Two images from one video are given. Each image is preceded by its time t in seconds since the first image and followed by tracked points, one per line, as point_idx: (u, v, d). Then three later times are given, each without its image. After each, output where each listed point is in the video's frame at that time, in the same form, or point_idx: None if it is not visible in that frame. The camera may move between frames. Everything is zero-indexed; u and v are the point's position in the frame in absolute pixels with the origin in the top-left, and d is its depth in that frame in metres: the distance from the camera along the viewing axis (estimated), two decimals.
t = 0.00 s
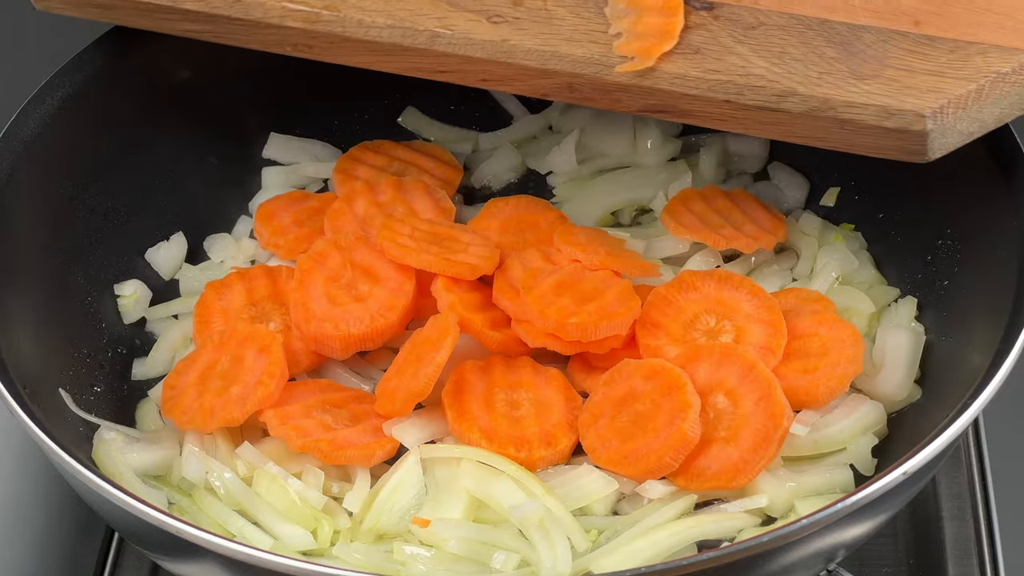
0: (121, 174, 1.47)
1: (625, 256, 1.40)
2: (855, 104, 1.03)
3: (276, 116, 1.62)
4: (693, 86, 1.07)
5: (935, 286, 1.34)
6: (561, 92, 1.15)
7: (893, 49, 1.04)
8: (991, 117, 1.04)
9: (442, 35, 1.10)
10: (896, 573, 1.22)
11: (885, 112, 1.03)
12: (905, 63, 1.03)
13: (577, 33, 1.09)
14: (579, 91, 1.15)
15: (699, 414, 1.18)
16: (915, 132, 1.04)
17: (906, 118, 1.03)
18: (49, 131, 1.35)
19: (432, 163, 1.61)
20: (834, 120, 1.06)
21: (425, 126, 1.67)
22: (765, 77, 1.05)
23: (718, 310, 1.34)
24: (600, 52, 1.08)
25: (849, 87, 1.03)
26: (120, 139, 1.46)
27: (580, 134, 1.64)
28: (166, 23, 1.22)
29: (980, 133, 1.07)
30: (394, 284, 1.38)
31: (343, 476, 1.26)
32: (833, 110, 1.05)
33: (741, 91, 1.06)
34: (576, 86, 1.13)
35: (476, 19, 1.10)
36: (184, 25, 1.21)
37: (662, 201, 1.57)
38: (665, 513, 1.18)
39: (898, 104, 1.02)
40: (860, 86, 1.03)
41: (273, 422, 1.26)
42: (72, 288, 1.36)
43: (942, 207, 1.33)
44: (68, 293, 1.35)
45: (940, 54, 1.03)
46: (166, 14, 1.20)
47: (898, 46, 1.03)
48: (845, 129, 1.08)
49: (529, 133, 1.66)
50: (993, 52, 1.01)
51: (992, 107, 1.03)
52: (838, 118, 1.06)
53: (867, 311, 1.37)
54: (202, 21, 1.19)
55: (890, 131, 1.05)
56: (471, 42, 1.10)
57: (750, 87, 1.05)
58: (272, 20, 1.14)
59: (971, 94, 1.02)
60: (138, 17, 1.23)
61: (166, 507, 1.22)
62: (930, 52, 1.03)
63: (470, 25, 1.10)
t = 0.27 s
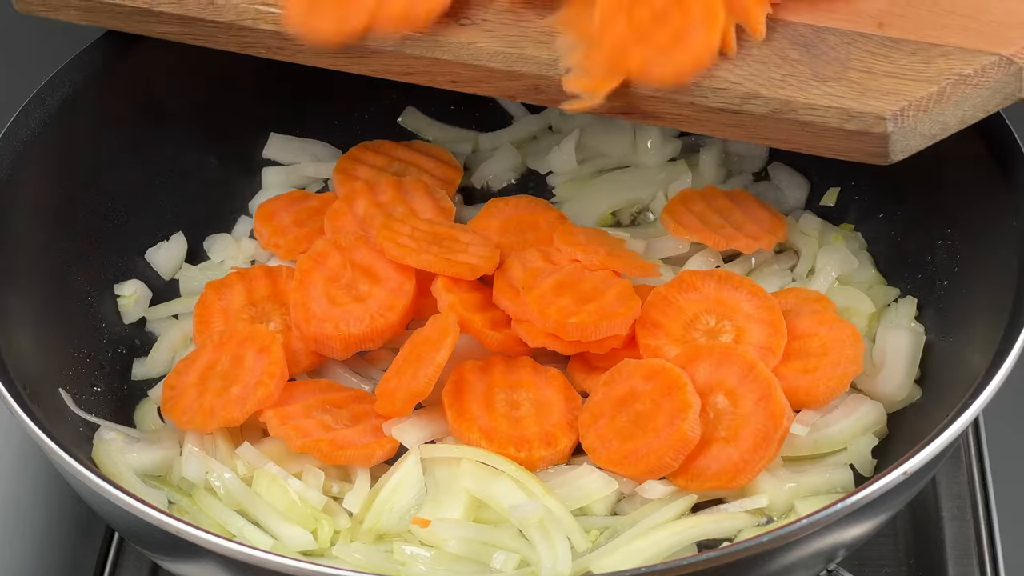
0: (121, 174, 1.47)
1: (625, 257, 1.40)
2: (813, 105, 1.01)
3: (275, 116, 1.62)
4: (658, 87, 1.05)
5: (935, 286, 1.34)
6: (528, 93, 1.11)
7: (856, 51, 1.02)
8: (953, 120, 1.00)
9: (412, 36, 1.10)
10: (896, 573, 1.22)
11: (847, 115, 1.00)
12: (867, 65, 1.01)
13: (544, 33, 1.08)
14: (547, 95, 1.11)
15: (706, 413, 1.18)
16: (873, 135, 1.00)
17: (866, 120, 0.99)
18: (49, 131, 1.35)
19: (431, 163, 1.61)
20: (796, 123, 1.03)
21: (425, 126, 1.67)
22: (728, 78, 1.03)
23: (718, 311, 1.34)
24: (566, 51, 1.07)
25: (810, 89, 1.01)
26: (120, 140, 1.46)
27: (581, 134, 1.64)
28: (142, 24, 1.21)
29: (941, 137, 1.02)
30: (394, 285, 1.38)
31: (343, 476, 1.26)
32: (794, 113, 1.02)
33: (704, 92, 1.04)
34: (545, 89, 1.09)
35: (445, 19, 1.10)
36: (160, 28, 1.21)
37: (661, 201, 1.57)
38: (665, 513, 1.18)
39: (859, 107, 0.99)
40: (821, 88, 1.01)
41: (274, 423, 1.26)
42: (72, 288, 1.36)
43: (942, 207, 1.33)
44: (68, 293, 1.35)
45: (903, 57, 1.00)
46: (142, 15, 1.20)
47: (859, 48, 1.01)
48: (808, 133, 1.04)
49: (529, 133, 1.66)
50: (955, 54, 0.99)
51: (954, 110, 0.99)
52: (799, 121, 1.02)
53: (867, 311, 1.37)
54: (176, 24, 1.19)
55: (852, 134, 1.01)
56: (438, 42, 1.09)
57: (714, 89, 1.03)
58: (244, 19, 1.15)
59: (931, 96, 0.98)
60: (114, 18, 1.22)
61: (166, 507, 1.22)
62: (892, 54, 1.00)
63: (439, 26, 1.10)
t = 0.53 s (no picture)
0: (121, 175, 1.47)
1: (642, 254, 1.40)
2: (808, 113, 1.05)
3: (275, 117, 1.63)
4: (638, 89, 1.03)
5: (936, 287, 1.33)
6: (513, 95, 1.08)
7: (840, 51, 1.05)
8: (930, 130, 1.09)
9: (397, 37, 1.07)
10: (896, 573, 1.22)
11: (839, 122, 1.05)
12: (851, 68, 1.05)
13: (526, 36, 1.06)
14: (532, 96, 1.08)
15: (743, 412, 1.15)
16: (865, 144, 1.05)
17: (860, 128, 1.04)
18: (49, 131, 1.35)
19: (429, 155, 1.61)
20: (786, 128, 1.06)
21: (425, 126, 1.67)
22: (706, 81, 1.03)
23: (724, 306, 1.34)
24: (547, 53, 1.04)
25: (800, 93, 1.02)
26: (120, 140, 1.46)
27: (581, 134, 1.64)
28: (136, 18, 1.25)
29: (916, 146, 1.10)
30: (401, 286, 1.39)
31: (344, 476, 1.26)
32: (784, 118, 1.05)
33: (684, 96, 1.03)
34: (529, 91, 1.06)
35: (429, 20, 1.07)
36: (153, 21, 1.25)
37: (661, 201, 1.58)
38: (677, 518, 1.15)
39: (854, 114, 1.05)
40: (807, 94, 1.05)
41: (273, 427, 1.25)
42: (71, 288, 1.36)
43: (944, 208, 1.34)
44: (68, 293, 1.35)
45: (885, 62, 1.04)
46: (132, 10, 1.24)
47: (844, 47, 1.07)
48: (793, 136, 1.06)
49: (529, 133, 1.66)
50: (933, 64, 1.05)
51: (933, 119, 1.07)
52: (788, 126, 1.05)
53: (867, 310, 1.38)
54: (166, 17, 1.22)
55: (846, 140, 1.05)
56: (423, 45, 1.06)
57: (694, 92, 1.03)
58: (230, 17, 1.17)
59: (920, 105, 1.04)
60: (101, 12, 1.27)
61: (166, 507, 1.22)
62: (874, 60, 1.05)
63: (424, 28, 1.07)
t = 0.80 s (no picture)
0: (121, 175, 1.47)
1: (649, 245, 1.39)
2: (762, 107, 1.01)
3: (276, 116, 1.63)
4: (607, 84, 1.05)
5: (935, 285, 1.34)
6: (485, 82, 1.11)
7: (805, 54, 1.01)
8: (900, 127, 0.99)
9: (370, 23, 1.09)
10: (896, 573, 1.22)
11: (790, 118, 1.01)
12: (818, 68, 1.00)
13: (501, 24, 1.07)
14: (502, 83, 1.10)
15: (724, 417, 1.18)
16: (819, 139, 1.01)
17: (810, 124, 1.00)
18: (49, 131, 1.35)
19: (428, 156, 1.62)
20: (745, 123, 1.04)
21: (425, 126, 1.67)
22: (680, 77, 1.03)
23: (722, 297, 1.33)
24: (520, 45, 1.06)
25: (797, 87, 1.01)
26: (121, 141, 1.47)
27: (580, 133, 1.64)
28: None
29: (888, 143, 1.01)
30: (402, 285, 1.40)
31: (343, 476, 1.26)
32: (742, 114, 1.03)
33: (655, 88, 1.04)
34: (500, 77, 1.09)
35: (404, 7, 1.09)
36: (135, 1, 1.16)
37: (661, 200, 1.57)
38: (666, 521, 1.14)
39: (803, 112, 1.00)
40: (770, 90, 1.01)
41: (272, 427, 1.25)
42: (71, 288, 1.36)
43: (945, 207, 1.34)
44: (67, 293, 1.35)
45: (852, 60, 0.99)
46: None
47: (810, 51, 1.01)
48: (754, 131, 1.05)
49: (529, 133, 1.66)
50: (905, 60, 0.97)
51: (900, 116, 0.98)
52: (747, 122, 1.03)
53: (867, 306, 1.37)
54: None
55: (797, 136, 1.02)
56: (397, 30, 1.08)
57: (663, 89, 1.04)
58: None
59: (877, 102, 0.98)
60: None
61: (166, 507, 1.22)
62: (841, 58, 1.00)
63: (399, 14, 1.08)
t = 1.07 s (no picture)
0: (122, 175, 1.47)
1: (650, 245, 1.39)
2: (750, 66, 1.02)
3: (275, 116, 1.63)
4: (600, 41, 1.06)
5: (935, 285, 1.34)
6: (478, 39, 1.13)
7: (798, 14, 1.03)
8: (891, 87, 1.00)
9: None
10: (896, 573, 1.22)
11: (782, 76, 1.01)
12: (808, 28, 1.02)
13: None
14: (495, 41, 1.12)
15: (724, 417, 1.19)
16: (809, 98, 1.01)
17: (800, 82, 1.00)
18: (49, 131, 1.36)
19: (429, 156, 1.62)
20: (735, 82, 1.04)
21: (425, 126, 1.68)
22: (670, 32, 1.04)
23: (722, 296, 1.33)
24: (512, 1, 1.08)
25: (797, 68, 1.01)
26: (122, 140, 1.47)
27: (581, 134, 1.65)
28: None
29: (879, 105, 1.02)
30: (402, 285, 1.40)
31: (343, 476, 1.26)
32: (732, 72, 1.03)
33: (646, 47, 1.05)
34: (491, 34, 1.11)
35: None
36: None
37: (661, 200, 1.57)
38: (666, 521, 1.14)
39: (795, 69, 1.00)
40: (759, 48, 1.02)
41: (271, 428, 1.25)
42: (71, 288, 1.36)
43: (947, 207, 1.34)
44: (67, 293, 1.35)
45: (843, 21, 1.01)
46: None
47: (801, 10, 1.02)
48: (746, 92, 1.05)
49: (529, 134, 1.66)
50: (894, 21, 0.99)
51: (890, 75, 0.99)
52: (738, 80, 1.03)
53: (867, 306, 1.37)
54: None
55: (788, 96, 1.02)
56: None
57: (655, 44, 1.04)
58: None
59: (867, 61, 0.99)
60: None
61: (166, 507, 1.22)
62: (833, 18, 1.01)
63: None
